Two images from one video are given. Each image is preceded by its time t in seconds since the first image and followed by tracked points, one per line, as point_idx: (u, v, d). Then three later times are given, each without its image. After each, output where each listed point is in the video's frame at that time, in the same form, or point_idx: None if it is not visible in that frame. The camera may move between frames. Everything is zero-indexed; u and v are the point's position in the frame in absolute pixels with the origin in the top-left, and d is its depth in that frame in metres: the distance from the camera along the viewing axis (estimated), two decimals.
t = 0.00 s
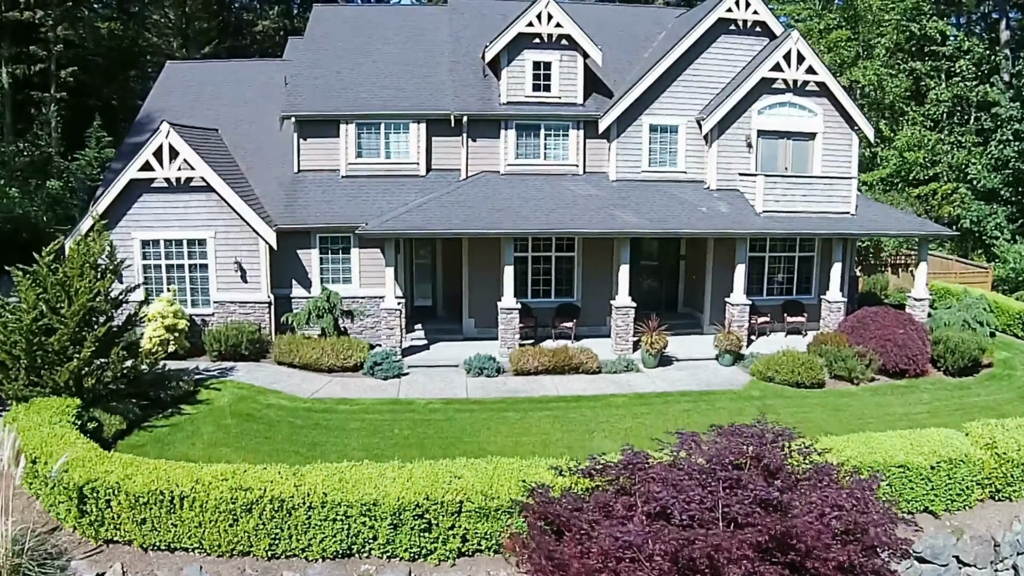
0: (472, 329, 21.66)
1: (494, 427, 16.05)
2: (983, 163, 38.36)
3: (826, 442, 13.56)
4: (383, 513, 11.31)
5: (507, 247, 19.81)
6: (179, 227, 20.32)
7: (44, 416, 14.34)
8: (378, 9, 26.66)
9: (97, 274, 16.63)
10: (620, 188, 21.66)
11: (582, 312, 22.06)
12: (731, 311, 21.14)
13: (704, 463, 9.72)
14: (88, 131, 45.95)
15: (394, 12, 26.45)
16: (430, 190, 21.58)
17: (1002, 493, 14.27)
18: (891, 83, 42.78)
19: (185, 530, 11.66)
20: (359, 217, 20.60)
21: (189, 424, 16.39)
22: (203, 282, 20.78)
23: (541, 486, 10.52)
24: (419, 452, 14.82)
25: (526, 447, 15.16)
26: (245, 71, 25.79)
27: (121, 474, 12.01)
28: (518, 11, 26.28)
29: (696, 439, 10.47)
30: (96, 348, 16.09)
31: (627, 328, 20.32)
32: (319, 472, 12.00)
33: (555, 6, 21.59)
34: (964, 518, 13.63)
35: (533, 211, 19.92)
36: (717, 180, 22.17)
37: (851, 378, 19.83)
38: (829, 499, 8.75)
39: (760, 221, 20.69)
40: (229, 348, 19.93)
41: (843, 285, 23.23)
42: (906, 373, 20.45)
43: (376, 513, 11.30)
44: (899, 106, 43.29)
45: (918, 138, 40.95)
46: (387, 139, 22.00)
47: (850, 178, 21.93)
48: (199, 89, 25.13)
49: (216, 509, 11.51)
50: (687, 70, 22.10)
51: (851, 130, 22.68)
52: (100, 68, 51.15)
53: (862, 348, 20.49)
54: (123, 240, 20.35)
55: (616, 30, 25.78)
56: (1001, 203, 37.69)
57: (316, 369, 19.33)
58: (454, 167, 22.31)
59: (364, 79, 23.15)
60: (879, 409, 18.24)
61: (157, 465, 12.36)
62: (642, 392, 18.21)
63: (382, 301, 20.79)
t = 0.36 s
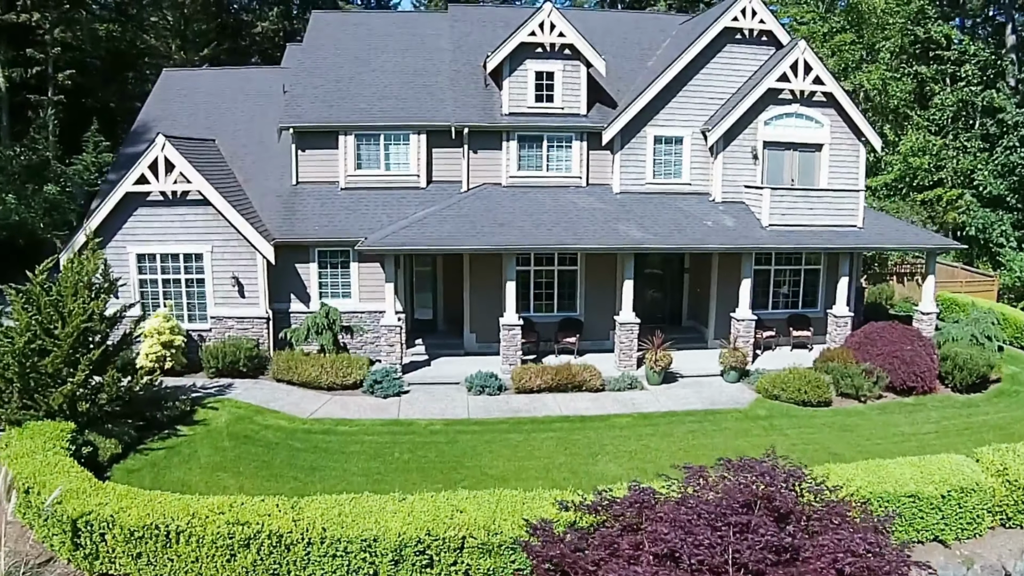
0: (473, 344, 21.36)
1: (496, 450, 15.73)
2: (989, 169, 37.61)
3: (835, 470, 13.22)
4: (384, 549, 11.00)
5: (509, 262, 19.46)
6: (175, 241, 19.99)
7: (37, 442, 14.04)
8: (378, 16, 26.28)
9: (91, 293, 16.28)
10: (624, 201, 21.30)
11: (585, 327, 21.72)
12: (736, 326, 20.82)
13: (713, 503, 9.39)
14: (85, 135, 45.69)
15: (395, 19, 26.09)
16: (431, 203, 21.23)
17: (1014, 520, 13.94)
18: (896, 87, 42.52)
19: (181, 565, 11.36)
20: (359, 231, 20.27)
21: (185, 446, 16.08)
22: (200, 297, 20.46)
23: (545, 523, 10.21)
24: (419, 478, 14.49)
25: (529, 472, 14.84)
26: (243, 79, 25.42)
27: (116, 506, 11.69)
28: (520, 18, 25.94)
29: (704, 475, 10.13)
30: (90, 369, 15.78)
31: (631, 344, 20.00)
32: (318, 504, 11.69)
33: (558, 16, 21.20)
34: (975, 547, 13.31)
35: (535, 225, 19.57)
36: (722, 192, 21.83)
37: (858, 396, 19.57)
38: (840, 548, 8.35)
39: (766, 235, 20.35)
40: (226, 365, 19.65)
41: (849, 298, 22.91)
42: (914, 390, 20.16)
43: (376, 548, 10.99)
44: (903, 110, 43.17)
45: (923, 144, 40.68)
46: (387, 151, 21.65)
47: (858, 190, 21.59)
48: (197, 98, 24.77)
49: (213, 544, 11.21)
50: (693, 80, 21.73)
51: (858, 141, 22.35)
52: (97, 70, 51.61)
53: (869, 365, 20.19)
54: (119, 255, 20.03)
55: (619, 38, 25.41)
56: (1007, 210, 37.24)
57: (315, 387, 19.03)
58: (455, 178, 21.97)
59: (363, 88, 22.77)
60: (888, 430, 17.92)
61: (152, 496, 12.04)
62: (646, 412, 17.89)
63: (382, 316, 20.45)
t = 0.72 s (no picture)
0: (474, 359, 21.04)
1: (498, 472, 15.39)
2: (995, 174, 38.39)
3: (845, 498, 12.86)
4: None
5: (510, 277, 19.11)
6: (171, 254, 19.67)
7: (29, 467, 13.71)
8: (377, 23, 25.89)
9: (85, 312, 15.95)
10: (627, 213, 20.95)
11: (587, 341, 21.40)
12: (741, 341, 20.49)
13: (724, 543, 9.02)
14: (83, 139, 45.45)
15: (395, 26, 25.73)
16: (431, 216, 20.88)
17: None
18: (900, 91, 42.25)
19: None
20: (358, 245, 19.92)
21: (181, 468, 15.74)
22: (197, 311, 20.15)
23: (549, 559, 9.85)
24: (420, 503, 14.15)
25: (531, 496, 14.51)
26: (240, 88, 25.05)
27: (109, 538, 11.36)
28: (522, 25, 25.60)
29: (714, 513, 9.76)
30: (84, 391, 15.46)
31: (635, 360, 19.68)
32: (315, 536, 11.31)
33: (560, 24, 20.80)
34: None
35: (537, 239, 19.22)
36: (727, 204, 21.49)
37: (865, 414, 19.27)
38: None
39: (772, 249, 20.00)
40: (223, 382, 19.35)
41: (855, 312, 22.60)
42: (922, 407, 19.86)
43: None
44: (908, 114, 42.99)
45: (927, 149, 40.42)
46: (386, 162, 21.29)
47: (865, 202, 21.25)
48: (193, 107, 24.41)
49: None
50: (697, 90, 21.35)
51: (865, 151, 22.01)
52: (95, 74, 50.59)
53: (876, 382, 19.89)
54: (113, 269, 19.72)
55: (622, 46, 25.03)
56: (1012, 217, 38.05)
57: (313, 405, 18.72)
58: (456, 190, 21.62)
59: (362, 98, 22.40)
60: (896, 449, 17.58)
61: (146, 526, 11.70)
62: (650, 431, 17.56)
63: (381, 331, 20.11)
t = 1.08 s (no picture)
0: (474, 373, 20.68)
1: (499, 495, 14.98)
2: (1000, 180, 38.40)
3: (856, 525, 12.39)
4: None
5: (511, 291, 18.71)
6: (165, 268, 19.28)
7: (17, 492, 13.29)
8: (375, 30, 25.49)
9: (75, 331, 15.55)
10: (631, 225, 20.53)
11: (590, 355, 21.04)
12: (746, 355, 20.12)
13: None
14: (80, 144, 45.10)
15: (393, 33, 25.37)
16: (430, 228, 20.47)
17: None
18: (904, 96, 42.06)
19: None
20: (355, 258, 19.53)
21: (175, 491, 15.32)
22: (191, 326, 19.78)
23: None
24: (418, 528, 13.73)
25: (533, 520, 14.09)
26: (236, 96, 24.66)
27: (98, 571, 10.92)
28: (523, 31, 25.26)
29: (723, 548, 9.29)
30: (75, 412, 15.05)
31: (638, 376, 19.31)
32: (310, 568, 10.77)
33: (563, 32, 20.36)
34: None
35: (539, 252, 18.81)
36: (732, 216, 21.09)
37: (873, 431, 18.90)
38: None
39: (778, 262, 19.61)
40: (218, 398, 18.98)
41: (862, 325, 22.23)
42: (930, 424, 19.51)
43: None
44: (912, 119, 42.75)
45: (930, 154, 40.15)
46: (384, 172, 20.85)
47: (872, 214, 20.86)
48: (188, 115, 24.03)
49: None
50: (702, 100, 20.94)
51: (872, 161, 21.65)
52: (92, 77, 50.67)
53: (884, 398, 19.54)
54: (106, 282, 19.36)
55: (625, 53, 24.63)
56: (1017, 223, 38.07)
57: (310, 423, 18.32)
58: (455, 201, 21.22)
59: (359, 107, 21.99)
60: (905, 468, 17.20)
61: (136, 558, 11.27)
62: (654, 450, 17.17)
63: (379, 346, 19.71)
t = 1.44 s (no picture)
0: (473, 389, 20.27)
1: (498, 520, 14.52)
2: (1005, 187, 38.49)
3: (866, 555, 11.88)
4: None
5: (510, 306, 18.24)
6: (156, 282, 18.84)
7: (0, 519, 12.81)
8: (372, 36, 25.04)
9: (63, 350, 15.13)
10: (633, 237, 20.02)
11: (591, 370, 20.61)
12: (750, 370, 19.71)
13: None
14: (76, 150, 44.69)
15: (391, 39, 24.93)
16: (428, 240, 19.99)
17: None
18: (907, 100, 41.77)
19: None
20: (351, 271, 19.06)
21: (166, 515, 14.87)
22: (184, 341, 19.34)
23: None
24: (415, 556, 13.28)
25: (533, 547, 13.63)
26: (231, 103, 24.22)
27: None
28: (524, 37, 24.85)
29: None
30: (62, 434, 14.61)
31: (641, 392, 18.90)
32: None
33: (564, 39, 19.88)
34: None
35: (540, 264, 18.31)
36: (736, 227, 20.62)
37: (882, 449, 18.54)
38: None
39: (783, 275, 19.17)
40: (211, 416, 18.56)
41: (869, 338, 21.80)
42: (939, 441, 19.11)
43: None
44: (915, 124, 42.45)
45: (934, 160, 39.77)
46: (381, 183, 20.36)
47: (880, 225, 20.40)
48: (182, 123, 23.59)
49: None
50: (706, 108, 20.46)
51: (880, 170, 21.23)
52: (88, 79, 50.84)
53: (891, 415, 19.13)
54: (96, 296, 18.93)
55: (627, 59, 24.17)
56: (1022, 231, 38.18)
57: (304, 442, 17.88)
58: (453, 212, 20.73)
59: (356, 115, 21.53)
60: (914, 488, 16.76)
61: None
62: (657, 471, 16.73)
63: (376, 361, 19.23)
